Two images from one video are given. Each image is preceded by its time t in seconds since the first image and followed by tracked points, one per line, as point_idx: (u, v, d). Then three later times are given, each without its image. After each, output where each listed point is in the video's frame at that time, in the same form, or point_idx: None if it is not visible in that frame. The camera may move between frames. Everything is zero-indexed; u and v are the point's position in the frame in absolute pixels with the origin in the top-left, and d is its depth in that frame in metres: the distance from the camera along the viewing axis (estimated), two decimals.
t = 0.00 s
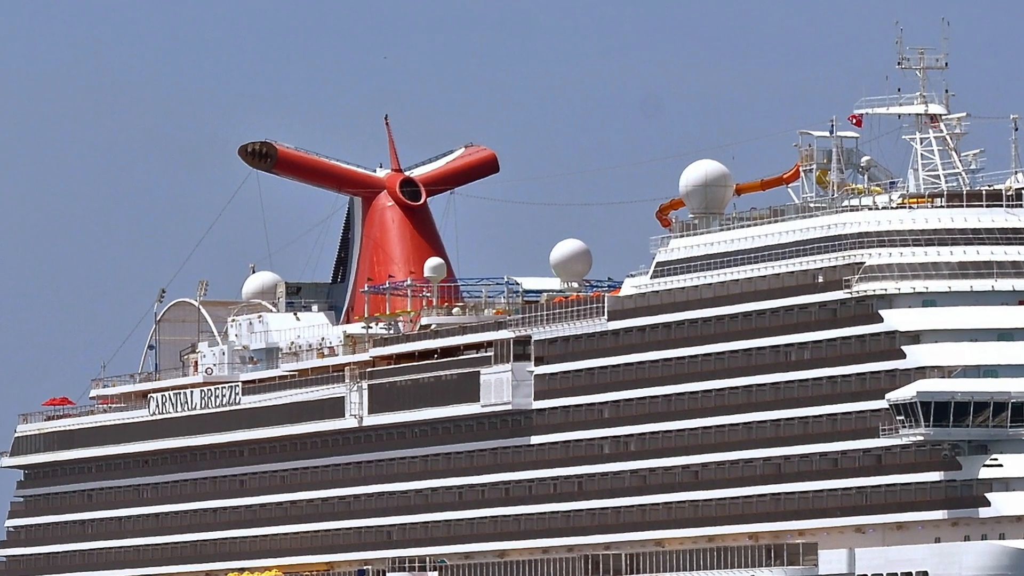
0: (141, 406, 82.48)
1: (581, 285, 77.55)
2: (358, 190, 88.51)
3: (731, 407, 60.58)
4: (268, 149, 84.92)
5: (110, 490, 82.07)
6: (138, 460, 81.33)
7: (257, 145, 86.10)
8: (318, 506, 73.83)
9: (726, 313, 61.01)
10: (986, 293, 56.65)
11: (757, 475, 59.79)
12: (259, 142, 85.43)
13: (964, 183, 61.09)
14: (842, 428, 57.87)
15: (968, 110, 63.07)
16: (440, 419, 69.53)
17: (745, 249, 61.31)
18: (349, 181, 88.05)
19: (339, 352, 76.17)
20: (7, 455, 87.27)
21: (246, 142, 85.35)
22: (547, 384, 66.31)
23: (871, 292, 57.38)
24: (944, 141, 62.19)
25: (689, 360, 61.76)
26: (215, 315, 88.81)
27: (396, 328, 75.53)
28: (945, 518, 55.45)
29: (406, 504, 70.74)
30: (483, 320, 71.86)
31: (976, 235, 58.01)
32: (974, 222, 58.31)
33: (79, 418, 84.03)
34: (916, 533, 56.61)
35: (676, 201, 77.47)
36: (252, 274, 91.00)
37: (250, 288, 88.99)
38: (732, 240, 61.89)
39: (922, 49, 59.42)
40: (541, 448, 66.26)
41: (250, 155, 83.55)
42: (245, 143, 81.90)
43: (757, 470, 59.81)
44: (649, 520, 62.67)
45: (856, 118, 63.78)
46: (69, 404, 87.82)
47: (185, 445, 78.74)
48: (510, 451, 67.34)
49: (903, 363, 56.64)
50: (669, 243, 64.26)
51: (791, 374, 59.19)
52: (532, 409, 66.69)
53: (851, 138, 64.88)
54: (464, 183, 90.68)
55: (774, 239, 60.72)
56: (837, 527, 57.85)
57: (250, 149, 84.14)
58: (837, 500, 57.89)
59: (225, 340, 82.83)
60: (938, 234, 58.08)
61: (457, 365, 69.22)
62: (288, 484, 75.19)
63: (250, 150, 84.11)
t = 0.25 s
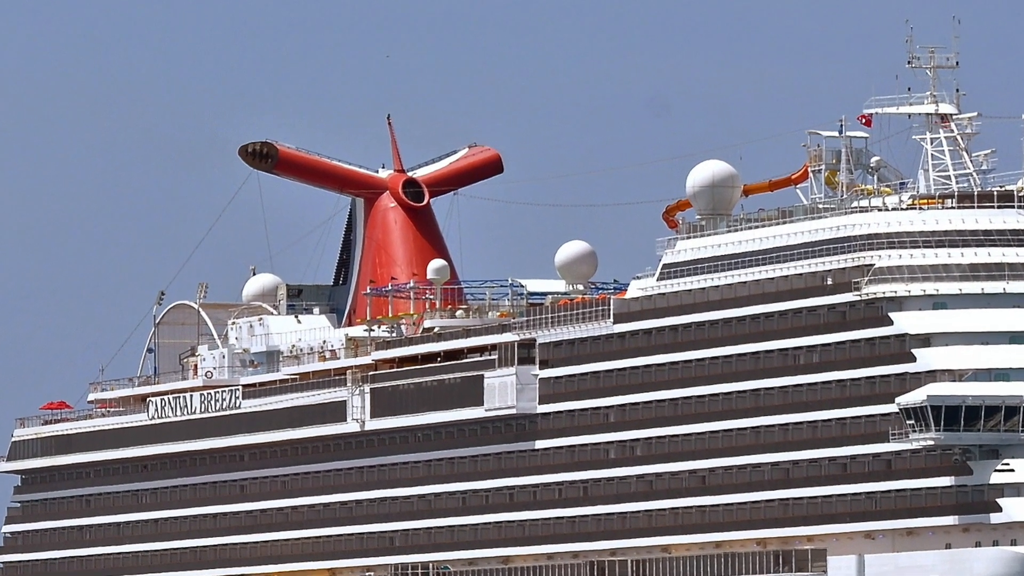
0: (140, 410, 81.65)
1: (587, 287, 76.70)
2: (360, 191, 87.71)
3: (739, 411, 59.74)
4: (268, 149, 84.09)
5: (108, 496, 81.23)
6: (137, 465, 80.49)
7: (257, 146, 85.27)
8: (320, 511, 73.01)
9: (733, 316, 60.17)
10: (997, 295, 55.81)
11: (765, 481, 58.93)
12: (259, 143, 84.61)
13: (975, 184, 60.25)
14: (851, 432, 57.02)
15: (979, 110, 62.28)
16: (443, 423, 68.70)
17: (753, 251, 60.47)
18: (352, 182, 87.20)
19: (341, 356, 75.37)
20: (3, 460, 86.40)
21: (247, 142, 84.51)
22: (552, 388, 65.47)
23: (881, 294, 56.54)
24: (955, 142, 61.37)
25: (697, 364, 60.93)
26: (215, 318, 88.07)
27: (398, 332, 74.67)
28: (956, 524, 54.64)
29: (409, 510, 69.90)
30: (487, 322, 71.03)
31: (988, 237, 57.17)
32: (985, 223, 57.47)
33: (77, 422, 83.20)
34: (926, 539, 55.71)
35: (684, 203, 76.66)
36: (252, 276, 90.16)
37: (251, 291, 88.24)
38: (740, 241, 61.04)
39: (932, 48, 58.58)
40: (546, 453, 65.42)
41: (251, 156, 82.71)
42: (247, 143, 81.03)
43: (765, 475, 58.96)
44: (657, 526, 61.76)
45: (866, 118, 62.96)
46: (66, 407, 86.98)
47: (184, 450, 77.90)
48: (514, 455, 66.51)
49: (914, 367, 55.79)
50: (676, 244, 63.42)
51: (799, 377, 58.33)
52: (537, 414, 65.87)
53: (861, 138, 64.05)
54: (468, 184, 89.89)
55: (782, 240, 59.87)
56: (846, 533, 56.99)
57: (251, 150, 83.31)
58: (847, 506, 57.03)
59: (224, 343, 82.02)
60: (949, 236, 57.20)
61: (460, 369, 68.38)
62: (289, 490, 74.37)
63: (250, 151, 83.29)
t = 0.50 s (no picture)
0: (139, 414, 80.87)
1: (592, 290, 75.87)
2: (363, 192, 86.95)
3: (746, 414, 58.86)
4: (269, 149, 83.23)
5: (107, 502, 80.42)
6: (136, 471, 79.68)
7: (257, 146, 84.42)
8: (321, 517, 72.20)
9: (741, 319, 59.33)
10: (1010, 298, 55.06)
11: (774, 486, 58.08)
12: (259, 143, 83.75)
13: (986, 185, 59.42)
14: (861, 437, 56.17)
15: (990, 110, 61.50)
16: (446, 427, 67.86)
17: (761, 253, 59.65)
18: (354, 182, 86.45)
19: (343, 359, 74.58)
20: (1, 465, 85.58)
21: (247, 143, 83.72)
22: (557, 392, 64.59)
23: (891, 297, 55.72)
24: (966, 142, 60.58)
25: (704, 367, 60.10)
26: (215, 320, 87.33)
27: (401, 335, 73.86)
28: (967, 530, 53.78)
29: (412, 516, 69.08)
30: (492, 326, 70.20)
31: (999, 238, 56.35)
32: (997, 224, 56.63)
33: (75, 426, 82.42)
34: (937, 545, 54.88)
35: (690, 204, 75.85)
36: (253, 278, 89.35)
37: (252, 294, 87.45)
38: (748, 243, 60.21)
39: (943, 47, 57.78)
40: (551, 457, 64.61)
41: (251, 156, 81.93)
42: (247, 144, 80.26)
43: (774, 480, 58.11)
44: (662, 531, 60.98)
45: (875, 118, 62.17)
46: (64, 412, 86.18)
47: (184, 454, 77.10)
48: (519, 460, 65.69)
49: (924, 370, 54.94)
50: (683, 246, 62.62)
51: (808, 381, 57.47)
52: (542, 418, 65.00)
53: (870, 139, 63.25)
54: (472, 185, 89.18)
55: (791, 242, 59.05)
56: (856, 539, 56.10)
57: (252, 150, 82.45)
58: (856, 511, 56.17)
59: (224, 346, 81.21)
60: (960, 237, 56.35)
61: (464, 373, 67.54)
62: (290, 495, 73.57)
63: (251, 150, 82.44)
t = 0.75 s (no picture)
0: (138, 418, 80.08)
1: (598, 292, 75.03)
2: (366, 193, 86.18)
3: (754, 419, 58.03)
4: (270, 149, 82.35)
5: (105, 507, 79.63)
6: (134, 476, 78.88)
7: (257, 146, 83.56)
8: (323, 523, 71.38)
9: (749, 322, 58.50)
10: (1021, 300, 54.15)
11: (782, 491, 57.22)
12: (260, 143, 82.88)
13: (997, 185, 58.57)
14: (871, 442, 55.33)
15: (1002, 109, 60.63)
16: (449, 432, 67.04)
17: (769, 255, 58.80)
18: (357, 183, 85.68)
19: (344, 362, 73.79)
20: None
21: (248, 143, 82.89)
22: (563, 396, 63.75)
23: (901, 299, 54.86)
24: (977, 142, 59.72)
25: (711, 371, 59.26)
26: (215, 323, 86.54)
27: (403, 338, 73.03)
28: (979, 536, 52.98)
29: (415, 522, 68.25)
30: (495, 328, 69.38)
31: (1011, 240, 55.51)
32: (1008, 226, 55.80)
33: (73, 431, 81.64)
34: (948, 552, 53.98)
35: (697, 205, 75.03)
36: (253, 281, 88.53)
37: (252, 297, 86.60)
38: (756, 245, 59.37)
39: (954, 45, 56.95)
40: (556, 462, 63.77)
41: (252, 156, 81.06)
42: (249, 143, 79.46)
43: (782, 485, 57.25)
44: (669, 538, 60.13)
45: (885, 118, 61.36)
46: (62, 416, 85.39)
47: (184, 459, 76.31)
48: (523, 465, 64.85)
49: (935, 374, 54.12)
50: (689, 248, 61.79)
51: (817, 385, 56.63)
52: (547, 422, 64.18)
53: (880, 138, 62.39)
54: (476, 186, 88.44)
55: (799, 244, 58.20)
56: (866, 545, 55.24)
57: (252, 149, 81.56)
58: (866, 517, 55.38)
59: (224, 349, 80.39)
60: (971, 239, 55.52)
61: (467, 376, 66.73)
62: (291, 500, 72.77)
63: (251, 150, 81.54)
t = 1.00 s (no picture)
0: (136, 423, 79.26)
1: (604, 294, 74.17)
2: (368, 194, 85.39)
3: (763, 423, 57.19)
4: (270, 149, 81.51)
5: (103, 513, 78.81)
6: (133, 481, 78.06)
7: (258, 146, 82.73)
8: (324, 529, 70.55)
9: (757, 325, 57.64)
10: None
11: (791, 497, 56.39)
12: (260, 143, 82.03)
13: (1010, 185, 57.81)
14: (881, 447, 54.48)
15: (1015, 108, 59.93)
16: (453, 436, 66.20)
17: (778, 257, 57.97)
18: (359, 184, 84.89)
19: (347, 365, 73.04)
20: None
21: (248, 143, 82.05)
22: (568, 400, 62.92)
23: (912, 302, 54.00)
24: (990, 142, 59.01)
25: (719, 375, 58.41)
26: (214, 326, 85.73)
27: (407, 341, 72.19)
28: (990, 542, 52.23)
29: (418, 528, 67.40)
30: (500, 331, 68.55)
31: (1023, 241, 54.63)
32: (1021, 227, 54.92)
33: (71, 435, 80.84)
34: (959, 558, 53.23)
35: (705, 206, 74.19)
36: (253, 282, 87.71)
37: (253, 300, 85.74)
38: (764, 246, 58.55)
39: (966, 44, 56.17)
40: (561, 467, 62.92)
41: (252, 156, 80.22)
42: (250, 144, 78.70)
43: (791, 491, 56.43)
44: (676, 544, 59.26)
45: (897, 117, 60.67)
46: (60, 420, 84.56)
47: (183, 464, 75.49)
48: (528, 470, 64.01)
49: (946, 378, 53.24)
50: (697, 249, 60.96)
51: (826, 389, 55.79)
52: (552, 427, 63.37)
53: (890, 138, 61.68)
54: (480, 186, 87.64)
55: (808, 245, 57.37)
56: (875, 552, 54.39)
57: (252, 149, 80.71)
58: (875, 523, 54.46)
59: (225, 353, 79.58)
60: (983, 240, 54.68)
61: (471, 380, 65.92)
62: (291, 506, 71.95)
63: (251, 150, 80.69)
